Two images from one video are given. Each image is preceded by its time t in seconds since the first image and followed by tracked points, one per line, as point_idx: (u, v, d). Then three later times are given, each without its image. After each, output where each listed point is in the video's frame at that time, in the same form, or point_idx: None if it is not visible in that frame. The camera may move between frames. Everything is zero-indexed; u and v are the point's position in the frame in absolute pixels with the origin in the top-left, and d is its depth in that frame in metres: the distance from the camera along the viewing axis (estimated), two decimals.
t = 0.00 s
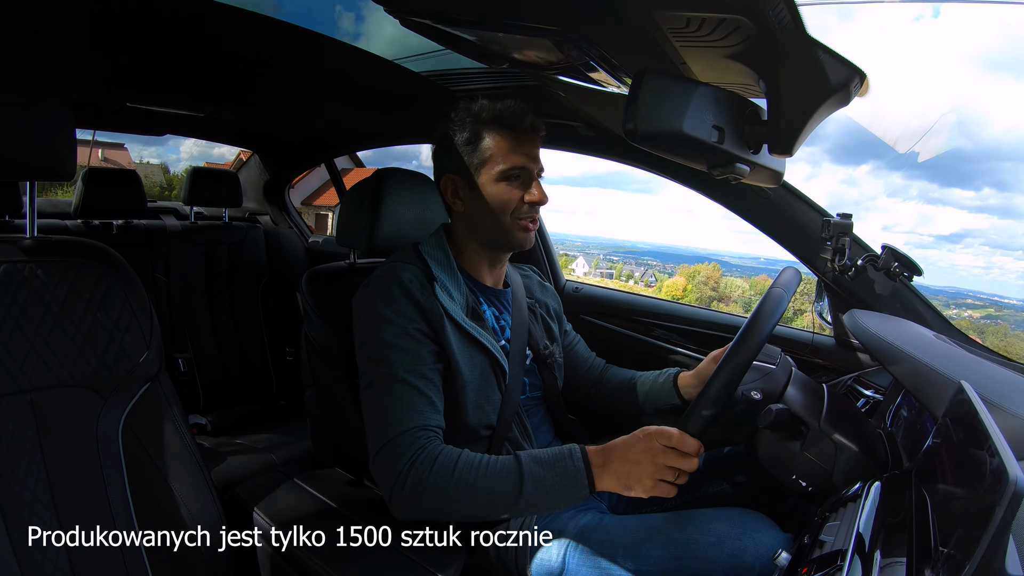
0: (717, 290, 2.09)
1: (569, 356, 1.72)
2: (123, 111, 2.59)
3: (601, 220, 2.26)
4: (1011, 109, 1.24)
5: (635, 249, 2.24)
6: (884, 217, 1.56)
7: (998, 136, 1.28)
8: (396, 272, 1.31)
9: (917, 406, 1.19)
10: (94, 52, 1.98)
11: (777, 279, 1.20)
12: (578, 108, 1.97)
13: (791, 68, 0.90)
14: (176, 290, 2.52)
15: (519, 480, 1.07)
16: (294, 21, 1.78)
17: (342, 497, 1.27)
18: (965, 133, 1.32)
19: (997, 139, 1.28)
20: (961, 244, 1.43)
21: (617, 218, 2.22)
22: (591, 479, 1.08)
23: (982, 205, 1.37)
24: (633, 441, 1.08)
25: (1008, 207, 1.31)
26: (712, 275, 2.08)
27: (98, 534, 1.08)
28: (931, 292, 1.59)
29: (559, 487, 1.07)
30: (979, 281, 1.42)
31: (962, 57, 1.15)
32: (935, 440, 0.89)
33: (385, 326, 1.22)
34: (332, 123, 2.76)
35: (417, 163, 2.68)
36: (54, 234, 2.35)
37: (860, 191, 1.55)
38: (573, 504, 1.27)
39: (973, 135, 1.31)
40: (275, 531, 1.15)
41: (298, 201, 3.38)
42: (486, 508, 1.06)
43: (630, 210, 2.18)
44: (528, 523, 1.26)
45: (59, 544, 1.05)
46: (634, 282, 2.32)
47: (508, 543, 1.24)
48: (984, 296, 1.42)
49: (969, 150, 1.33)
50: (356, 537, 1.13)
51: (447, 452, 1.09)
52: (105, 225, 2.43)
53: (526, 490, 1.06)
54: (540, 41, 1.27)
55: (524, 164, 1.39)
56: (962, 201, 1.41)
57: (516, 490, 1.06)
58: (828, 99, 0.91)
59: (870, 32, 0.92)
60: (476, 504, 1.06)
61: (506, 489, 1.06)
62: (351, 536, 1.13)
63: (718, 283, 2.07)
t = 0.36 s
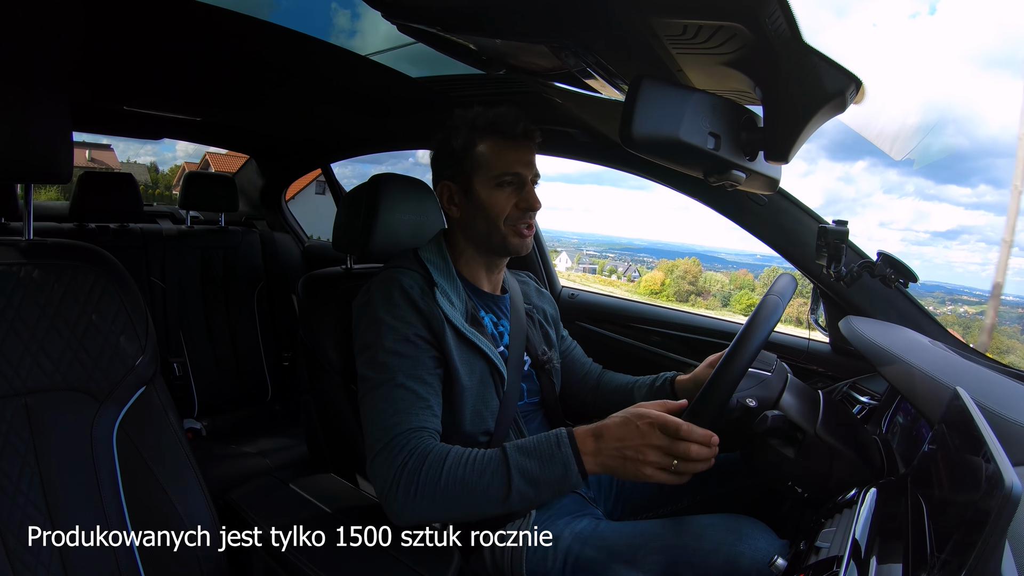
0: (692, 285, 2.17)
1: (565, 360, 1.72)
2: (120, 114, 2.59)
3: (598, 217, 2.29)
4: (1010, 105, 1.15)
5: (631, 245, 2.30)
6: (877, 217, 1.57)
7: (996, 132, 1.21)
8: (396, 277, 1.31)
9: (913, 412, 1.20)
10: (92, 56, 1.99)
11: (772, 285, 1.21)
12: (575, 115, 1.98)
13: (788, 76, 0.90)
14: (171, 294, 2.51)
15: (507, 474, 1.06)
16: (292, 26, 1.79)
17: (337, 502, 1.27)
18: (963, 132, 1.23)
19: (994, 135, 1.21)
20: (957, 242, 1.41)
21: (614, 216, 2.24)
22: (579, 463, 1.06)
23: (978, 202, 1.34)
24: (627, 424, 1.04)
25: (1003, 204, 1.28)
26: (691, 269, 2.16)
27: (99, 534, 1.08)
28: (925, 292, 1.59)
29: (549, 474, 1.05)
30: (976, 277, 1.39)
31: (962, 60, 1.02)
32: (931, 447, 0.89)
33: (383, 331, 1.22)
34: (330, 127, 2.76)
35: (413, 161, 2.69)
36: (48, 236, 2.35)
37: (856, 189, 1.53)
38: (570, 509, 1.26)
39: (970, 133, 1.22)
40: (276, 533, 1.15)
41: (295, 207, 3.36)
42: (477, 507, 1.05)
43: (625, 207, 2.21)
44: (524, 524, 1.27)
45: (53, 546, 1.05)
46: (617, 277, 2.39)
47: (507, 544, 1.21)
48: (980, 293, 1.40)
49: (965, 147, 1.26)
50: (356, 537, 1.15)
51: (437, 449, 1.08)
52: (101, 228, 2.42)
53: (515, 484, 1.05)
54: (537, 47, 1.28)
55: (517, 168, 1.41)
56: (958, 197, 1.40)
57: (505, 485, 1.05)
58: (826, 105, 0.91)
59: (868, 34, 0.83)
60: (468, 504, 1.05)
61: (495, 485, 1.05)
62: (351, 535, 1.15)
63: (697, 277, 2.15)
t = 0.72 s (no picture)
0: (671, 278, 2.20)
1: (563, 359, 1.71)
2: (117, 112, 2.58)
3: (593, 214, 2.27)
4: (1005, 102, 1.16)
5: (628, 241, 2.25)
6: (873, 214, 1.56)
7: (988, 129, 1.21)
8: (390, 277, 1.32)
9: (910, 412, 1.20)
10: (89, 53, 1.98)
11: (768, 285, 1.21)
12: (573, 114, 1.98)
13: (784, 76, 0.90)
14: (168, 292, 2.51)
15: (501, 460, 1.04)
16: (290, 24, 1.78)
17: (333, 501, 1.27)
18: (959, 126, 1.21)
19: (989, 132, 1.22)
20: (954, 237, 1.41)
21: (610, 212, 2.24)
22: (572, 441, 1.04)
23: (975, 197, 1.34)
24: (618, 399, 1.00)
25: (1001, 200, 1.30)
26: (670, 263, 2.19)
27: (98, 533, 1.08)
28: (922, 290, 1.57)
29: (542, 459, 1.04)
30: (971, 272, 1.46)
31: (957, 53, 1.00)
32: (926, 447, 0.89)
33: (378, 330, 1.22)
34: (327, 126, 2.76)
35: (411, 157, 2.62)
36: (45, 234, 2.34)
37: (853, 185, 1.56)
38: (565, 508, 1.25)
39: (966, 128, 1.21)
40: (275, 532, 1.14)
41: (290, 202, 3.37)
42: (475, 498, 1.04)
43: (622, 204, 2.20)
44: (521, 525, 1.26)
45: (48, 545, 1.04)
46: (600, 271, 2.46)
47: (508, 543, 1.23)
48: (975, 288, 1.44)
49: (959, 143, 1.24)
50: (356, 537, 1.14)
51: (433, 445, 1.07)
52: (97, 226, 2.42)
53: (511, 471, 1.03)
54: (534, 46, 1.28)
55: (506, 166, 1.39)
56: (954, 193, 1.37)
57: (501, 473, 1.04)
58: (822, 106, 0.90)
59: (865, 31, 0.80)
60: (466, 495, 1.04)
61: (491, 473, 1.04)
62: (352, 535, 1.14)
63: (675, 271, 2.17)
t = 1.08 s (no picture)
0: (651, 273, 2.24)
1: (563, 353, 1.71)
2: (113, 109, 2.57)
3: (593, 212, 2.25)
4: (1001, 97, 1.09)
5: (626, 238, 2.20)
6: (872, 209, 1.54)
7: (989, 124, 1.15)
8: (386, 273, 1.32)
9: (909, 403, 1.21)
10: (85, 51, 1.98)
11: (767, 277, 1.21)
12: (571, 108, 1.97)
13: (781, 68, 0.90)
14: (167, 290, 2.51)
15: (502, 456, 1.05)
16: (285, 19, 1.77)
17: (334, 496, 1.27)
18: (955, 124, 1.16)
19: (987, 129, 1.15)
20: (952, 234, 1.38)
21: (608, 209, 2.20)
22: (572, 437, 1.04)
23: (972, 195, 1.30)
24: (619, 393, 1.01)
25: (999, 197, 1.26)
26: (652, 259, 2.22)
27: (98, 534, 1.08)
28: (919, 284, 1.57)
29: (542, 455, 1.04)
30: (969, 270, 1.39)
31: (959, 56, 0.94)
32: (926, 438, 0.89)
33: (375, 326, 1.22)
34: (323, 121, 2.75)
35: (408, 156, 2.64)
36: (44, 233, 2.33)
37: (851, 181, 1.51)
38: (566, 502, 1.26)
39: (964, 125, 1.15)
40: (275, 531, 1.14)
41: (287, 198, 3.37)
42: (474, 493, 1.04)
43: (619, 200, 2.17)
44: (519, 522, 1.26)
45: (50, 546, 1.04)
46: (585, 266, 2.51)
47: (507, 543, 1.23)
48: (973, 285, 1.38)
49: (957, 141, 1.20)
50: (356, 537, 1.13)
51: (429, 442, 1.07)
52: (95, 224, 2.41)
53: (511, 467, 1.04)
54: (530, 39, 1.27)
55: (495, 160, 1.38)
56: (951, 190, 1.33)
57: (501, 469, 1.04)
58: (819, 98, 0.91)
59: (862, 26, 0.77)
60: (465, 490, 1.04)
61: (491, 469, 1.04)
62: (351, 536, 1.13)
63: (657, 267, 2.21)
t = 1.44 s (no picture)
0: (631, 270, 2.30)
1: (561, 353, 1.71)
2: (112, 110, 2.57)
3: (591, 211, 2.19)
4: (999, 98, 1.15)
5: (623, 239, 2.21)
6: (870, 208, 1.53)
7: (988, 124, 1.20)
8: (385, 272, 1.32)
9: (908, 401, 1.21)
10: (83, 52, 1.97)
11: (767, 275, 1.20)
12: (569, 106, 1.98)
13: (780, 65, 0.90)
14: (166, 290, 2.51)
15: (501, 456, 1.05)
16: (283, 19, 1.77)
17: (334, 495, 1.27)
18: (954, 122, 1.23)
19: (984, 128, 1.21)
20: (950, 233, 1.36)
21: (606, 209, 2.14)
22: (572, 437, 1.04)
23: (971, 194, 1.29)
24: (619, 392, 1.01)
25: (998, 197, 1.25)
26: (632, 256, 2.26)
27: (98, 534, 1.08)
28: (918, 283, 1.56)
29: (541, 454, 1.04)
30: (968, 270, 1.36)
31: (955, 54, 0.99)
32: (925, 435, 0.89)
33: (373, 326, 1.22)
34: (322, 121, 2.75)
35: (407, 157, 2.66)
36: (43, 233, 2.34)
37: (850, 181, 1.52)
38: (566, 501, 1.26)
39: (961, 124, 1.22)
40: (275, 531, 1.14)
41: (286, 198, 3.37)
42: (473, 493, 1.04)
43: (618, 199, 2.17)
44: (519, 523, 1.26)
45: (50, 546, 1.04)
46: (570, 263, 2.55)
47: (508, 544, 1.24)
48: (972, 285, 1.36)
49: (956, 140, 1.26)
50: (356, 537, 1.13)
51: (429, 443, 1.07)
52: (94, 224, 2.41)
53: (511, 466, 1.04)
54: (529, 37, 1.27)
55: (478, 155, 1.38)
56: (950, 190, 1.34)
57: (501, 469, 1.04)
58: (818, 97, 0.90)
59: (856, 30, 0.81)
60: (464, 490, 1.04)
61: (491, 469, 1.04)
62: (351, 536, 1.13)
63: (639, 264, 2.25)
